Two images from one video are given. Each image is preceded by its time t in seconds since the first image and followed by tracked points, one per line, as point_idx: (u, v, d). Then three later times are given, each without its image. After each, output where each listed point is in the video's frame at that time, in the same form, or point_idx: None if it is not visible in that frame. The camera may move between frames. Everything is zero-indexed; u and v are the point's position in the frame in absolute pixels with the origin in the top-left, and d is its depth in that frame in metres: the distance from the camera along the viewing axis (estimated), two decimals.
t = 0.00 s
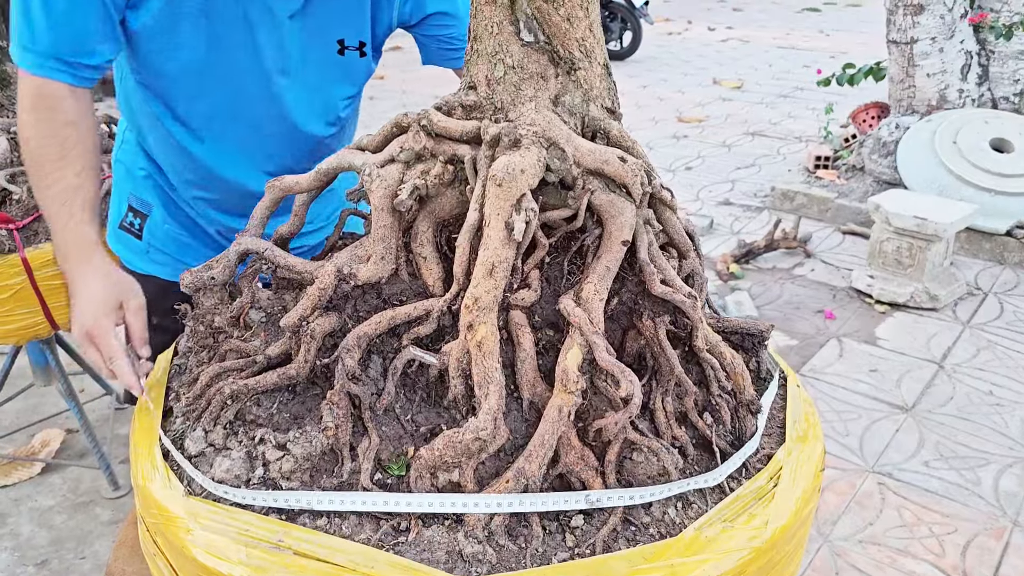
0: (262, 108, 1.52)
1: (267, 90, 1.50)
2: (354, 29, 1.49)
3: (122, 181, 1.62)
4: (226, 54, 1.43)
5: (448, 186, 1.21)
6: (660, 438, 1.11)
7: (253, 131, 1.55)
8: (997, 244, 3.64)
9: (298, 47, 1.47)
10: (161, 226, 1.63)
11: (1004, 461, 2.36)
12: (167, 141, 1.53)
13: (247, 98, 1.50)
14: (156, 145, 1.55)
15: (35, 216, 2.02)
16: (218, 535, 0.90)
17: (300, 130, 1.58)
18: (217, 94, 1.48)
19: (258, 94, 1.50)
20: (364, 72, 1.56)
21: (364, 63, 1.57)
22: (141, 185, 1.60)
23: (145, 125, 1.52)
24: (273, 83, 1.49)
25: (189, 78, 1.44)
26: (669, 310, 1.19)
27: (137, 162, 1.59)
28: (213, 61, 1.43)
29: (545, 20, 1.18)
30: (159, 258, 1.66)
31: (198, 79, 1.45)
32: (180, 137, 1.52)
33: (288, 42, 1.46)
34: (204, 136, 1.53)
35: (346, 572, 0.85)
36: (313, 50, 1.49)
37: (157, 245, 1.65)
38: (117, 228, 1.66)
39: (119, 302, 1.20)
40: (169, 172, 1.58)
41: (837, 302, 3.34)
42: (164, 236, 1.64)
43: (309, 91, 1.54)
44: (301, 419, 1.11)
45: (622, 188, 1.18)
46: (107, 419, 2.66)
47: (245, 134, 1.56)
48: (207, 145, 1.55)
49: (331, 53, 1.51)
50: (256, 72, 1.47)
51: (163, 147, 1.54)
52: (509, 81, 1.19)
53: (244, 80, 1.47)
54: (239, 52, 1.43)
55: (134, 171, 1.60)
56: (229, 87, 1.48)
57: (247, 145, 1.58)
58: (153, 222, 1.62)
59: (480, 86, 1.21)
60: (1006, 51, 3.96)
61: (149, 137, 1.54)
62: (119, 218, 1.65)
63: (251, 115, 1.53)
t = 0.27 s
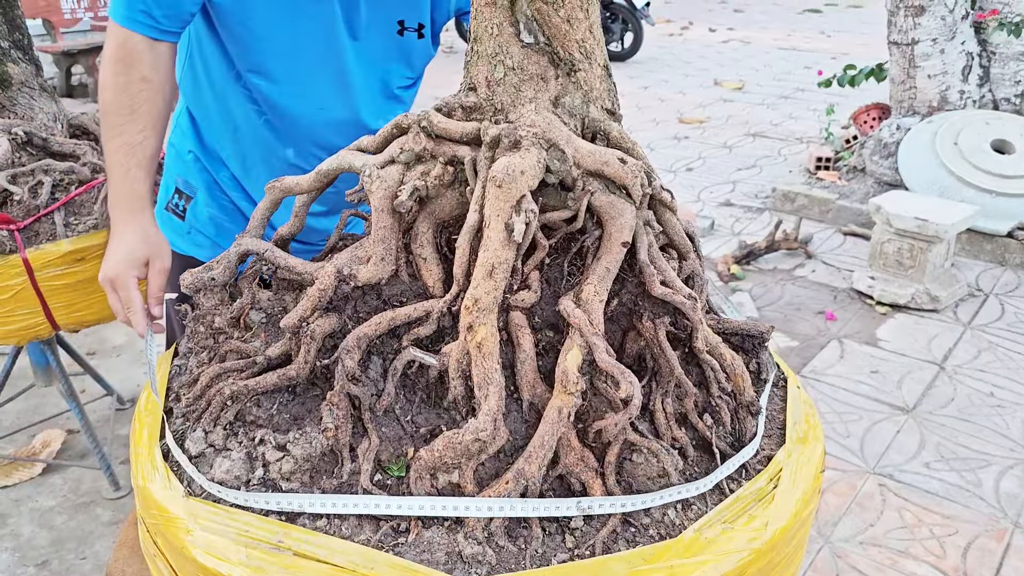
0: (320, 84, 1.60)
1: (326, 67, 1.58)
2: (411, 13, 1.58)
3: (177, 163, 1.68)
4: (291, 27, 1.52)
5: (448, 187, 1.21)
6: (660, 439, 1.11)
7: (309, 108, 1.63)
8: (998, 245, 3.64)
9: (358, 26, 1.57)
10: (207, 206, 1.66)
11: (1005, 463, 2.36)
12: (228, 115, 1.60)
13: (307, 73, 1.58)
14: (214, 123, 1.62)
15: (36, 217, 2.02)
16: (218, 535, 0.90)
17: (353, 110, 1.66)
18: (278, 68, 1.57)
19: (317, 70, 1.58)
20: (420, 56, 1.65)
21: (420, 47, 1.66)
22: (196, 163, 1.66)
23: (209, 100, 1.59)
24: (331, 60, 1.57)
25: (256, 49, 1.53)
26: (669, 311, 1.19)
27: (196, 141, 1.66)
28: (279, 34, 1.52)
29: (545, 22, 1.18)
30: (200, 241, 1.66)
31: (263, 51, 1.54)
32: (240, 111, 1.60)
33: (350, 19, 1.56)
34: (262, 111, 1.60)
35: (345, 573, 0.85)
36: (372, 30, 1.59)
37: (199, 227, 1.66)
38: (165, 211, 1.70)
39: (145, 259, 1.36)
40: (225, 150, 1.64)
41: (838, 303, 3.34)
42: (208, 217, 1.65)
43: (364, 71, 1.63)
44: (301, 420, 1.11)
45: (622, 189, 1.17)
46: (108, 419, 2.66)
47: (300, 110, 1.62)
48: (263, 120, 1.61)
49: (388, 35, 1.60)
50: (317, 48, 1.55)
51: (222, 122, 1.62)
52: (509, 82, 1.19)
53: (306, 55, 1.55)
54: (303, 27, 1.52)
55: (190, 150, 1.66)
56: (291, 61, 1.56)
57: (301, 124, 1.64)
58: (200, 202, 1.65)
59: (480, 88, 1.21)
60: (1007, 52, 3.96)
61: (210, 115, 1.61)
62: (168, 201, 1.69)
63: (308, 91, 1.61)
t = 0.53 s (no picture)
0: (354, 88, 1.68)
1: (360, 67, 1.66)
2: (444, 6, 1.69)
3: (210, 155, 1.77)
4: (330, 35, 1.59)
5: (449, 188, 1.21)
6: (660, 439, 1.11)
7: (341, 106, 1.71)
8: (1000, 247, 3.64)
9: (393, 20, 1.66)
10: (229, 200, 1.73)
11: (1007, 464, 2.36)
12: (262, 111, 1.69)
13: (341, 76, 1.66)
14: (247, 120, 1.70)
15: (37, 217, 2.02)
16: (219, 534, 0.90)
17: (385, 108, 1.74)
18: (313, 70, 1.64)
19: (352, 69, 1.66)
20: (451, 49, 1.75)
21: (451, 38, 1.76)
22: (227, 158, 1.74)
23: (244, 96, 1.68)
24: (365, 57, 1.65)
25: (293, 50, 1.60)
26: (670, 312, 1.19)
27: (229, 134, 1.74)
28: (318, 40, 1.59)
29: (545, 23, 1.18)
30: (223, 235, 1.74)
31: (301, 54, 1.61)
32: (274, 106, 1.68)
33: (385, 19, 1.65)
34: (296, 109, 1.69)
35: (346, 572, 0.85)
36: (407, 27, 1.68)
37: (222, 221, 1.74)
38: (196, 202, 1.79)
39: (178, 244, 1.45)
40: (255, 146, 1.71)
41: (839, 304, 3.34)
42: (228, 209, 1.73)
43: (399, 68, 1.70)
44: (302, 420, 1.12)
45: (623, 190, 1.17)
46: (109, 419, 2.66)
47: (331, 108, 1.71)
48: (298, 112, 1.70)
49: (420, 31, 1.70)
50: (353, 47, 1.63)
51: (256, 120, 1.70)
52: (510, 83, 1.19)
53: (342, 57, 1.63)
54: (340, 34, 1.60)
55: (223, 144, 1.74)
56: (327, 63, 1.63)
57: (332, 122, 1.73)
58: (222, 196, 1.73)
59: (481, 88, 1.21)
60: (1009, 53, 3.96)
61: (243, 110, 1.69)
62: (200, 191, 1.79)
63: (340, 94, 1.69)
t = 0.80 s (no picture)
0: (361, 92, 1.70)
1: (368, 72, 1.68)
2: (452, 11, 1.70)
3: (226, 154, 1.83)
4: (337, 40, 1.61)
5: (450, 189, 1.21)
6: (661, 440, 1.11)
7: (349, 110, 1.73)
8: (1001, 248, 3.63)
9: (401, 25, 1.68)
10: (240, 197, 1.78)
11: (1008, 465, 2.36)
12: (272, 113, 1.73)
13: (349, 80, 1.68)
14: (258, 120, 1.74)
15: (40, 217, 2.02)
16: (220, 534, 0.91)
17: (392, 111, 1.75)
18: (322, 76, 1.67)
19: (360, 74, 1.68)
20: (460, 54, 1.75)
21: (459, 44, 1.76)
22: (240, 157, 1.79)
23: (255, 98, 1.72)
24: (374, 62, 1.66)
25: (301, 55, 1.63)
26: (671, 313, 1.19)
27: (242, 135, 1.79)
28: (326, 46, 1.61)
29: (546, 24, 1.19)
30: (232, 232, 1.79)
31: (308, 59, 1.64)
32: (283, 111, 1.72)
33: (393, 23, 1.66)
34: (304, 113, 1.72)
35: (347, 572, 0.85)
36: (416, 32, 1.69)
37: (231, 218, 1.79)
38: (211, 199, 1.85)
39: (195, 255, 1.50)
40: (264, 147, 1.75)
41: (841, 305, 3.33)
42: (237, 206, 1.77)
43: (407, 72, 1.72)
44: (303, 420, 1.12)
45: (624, 191, 1.17)
46: (111, 419, 2.67)
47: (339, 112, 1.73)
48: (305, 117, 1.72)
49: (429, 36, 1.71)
50: (361, 53, 1.65)
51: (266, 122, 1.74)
52: (511, 84, 1.19)
53: (349, 62, 1.65)
54: (347, 40, 1.61)
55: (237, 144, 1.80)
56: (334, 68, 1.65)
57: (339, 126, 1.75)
58: (234, 194, 1.79)
59: (483, 89, 1.22)
60: (1010, 55, 3.97)
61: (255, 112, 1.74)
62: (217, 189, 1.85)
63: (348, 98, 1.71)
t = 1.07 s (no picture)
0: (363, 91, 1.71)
1: (369, 72, 1.68)
2: (454, 10, 1.69)
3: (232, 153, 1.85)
4: (339, 41, 1.62)
5: (452, 188, 1.21)
6: (662, 440, 1.11)
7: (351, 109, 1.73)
8: (1004, 249, 3.63)
9: (403, 26, 1.68)
10: (245, 194, 1.79)
11: (1010, 466, 2.36)
12: (276, 113, 1.74)
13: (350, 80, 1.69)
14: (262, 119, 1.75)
15: (42, 217, 2.02)
16: (222, 534, 0.91)
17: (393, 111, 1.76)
18: (325, 75, 1.67)
19: (361, 74, 1.68)
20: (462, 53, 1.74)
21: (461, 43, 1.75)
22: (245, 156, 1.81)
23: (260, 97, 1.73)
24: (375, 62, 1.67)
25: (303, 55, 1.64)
26: (672, 313, 1.19)
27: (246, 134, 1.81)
28: (328, 46, 1.62)
29: (548, 25, 1.19)
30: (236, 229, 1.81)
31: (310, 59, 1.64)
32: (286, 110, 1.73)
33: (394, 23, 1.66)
34: (308, 113, 1.72)
35: (349, 572, 0.85)
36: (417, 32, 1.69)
37: (235, 215, 1.81)
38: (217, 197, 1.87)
39: (205, 256, 1.44)
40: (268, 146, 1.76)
41: (842, 306, 3.33)
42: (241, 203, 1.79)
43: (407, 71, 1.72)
44: (305, 420, 1.12)
45: (626, 191, 1.17)
46: (113, 419, 2.67)
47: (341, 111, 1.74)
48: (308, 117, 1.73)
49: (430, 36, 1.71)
50: (362, 53, 1.65)
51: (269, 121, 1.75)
52: (513, 84, 1.19)
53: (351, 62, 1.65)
54: (349, 40, 1.62)
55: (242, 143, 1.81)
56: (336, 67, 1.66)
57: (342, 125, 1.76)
58: (239, 191, 1.81)
59: (485, 89, 1.22)
60: (1013, 55, 4.00)
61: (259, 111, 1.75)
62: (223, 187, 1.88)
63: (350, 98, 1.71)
